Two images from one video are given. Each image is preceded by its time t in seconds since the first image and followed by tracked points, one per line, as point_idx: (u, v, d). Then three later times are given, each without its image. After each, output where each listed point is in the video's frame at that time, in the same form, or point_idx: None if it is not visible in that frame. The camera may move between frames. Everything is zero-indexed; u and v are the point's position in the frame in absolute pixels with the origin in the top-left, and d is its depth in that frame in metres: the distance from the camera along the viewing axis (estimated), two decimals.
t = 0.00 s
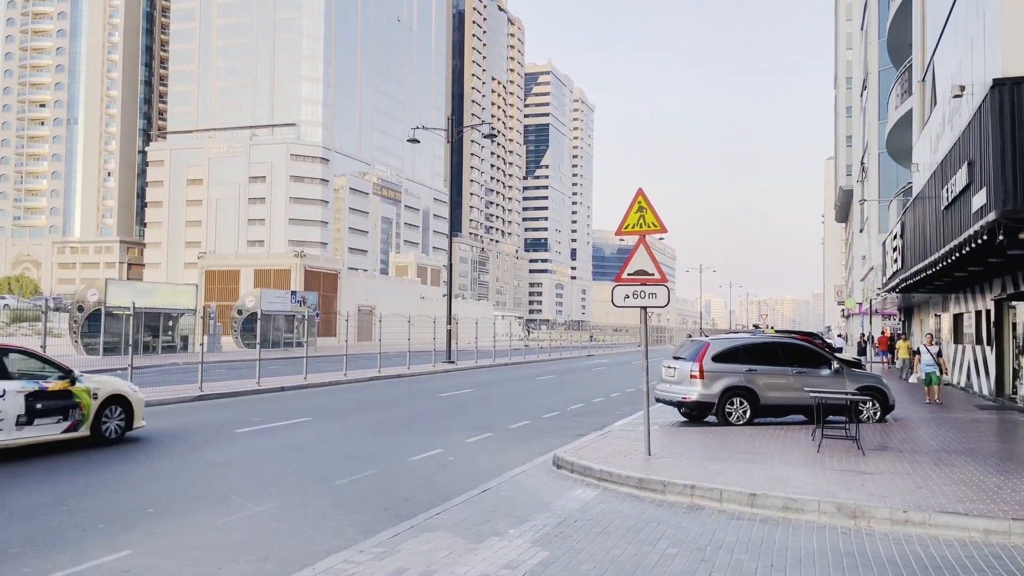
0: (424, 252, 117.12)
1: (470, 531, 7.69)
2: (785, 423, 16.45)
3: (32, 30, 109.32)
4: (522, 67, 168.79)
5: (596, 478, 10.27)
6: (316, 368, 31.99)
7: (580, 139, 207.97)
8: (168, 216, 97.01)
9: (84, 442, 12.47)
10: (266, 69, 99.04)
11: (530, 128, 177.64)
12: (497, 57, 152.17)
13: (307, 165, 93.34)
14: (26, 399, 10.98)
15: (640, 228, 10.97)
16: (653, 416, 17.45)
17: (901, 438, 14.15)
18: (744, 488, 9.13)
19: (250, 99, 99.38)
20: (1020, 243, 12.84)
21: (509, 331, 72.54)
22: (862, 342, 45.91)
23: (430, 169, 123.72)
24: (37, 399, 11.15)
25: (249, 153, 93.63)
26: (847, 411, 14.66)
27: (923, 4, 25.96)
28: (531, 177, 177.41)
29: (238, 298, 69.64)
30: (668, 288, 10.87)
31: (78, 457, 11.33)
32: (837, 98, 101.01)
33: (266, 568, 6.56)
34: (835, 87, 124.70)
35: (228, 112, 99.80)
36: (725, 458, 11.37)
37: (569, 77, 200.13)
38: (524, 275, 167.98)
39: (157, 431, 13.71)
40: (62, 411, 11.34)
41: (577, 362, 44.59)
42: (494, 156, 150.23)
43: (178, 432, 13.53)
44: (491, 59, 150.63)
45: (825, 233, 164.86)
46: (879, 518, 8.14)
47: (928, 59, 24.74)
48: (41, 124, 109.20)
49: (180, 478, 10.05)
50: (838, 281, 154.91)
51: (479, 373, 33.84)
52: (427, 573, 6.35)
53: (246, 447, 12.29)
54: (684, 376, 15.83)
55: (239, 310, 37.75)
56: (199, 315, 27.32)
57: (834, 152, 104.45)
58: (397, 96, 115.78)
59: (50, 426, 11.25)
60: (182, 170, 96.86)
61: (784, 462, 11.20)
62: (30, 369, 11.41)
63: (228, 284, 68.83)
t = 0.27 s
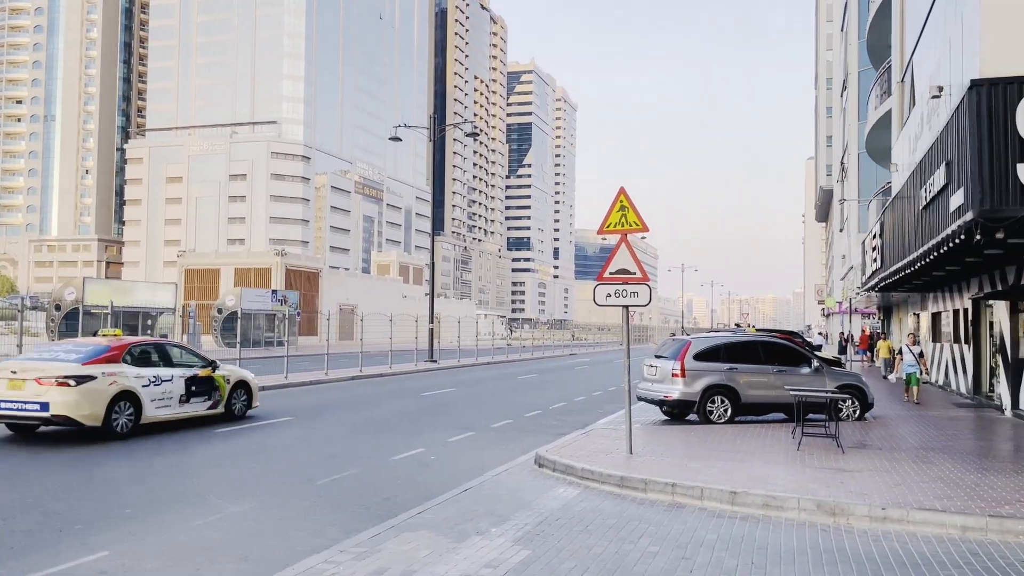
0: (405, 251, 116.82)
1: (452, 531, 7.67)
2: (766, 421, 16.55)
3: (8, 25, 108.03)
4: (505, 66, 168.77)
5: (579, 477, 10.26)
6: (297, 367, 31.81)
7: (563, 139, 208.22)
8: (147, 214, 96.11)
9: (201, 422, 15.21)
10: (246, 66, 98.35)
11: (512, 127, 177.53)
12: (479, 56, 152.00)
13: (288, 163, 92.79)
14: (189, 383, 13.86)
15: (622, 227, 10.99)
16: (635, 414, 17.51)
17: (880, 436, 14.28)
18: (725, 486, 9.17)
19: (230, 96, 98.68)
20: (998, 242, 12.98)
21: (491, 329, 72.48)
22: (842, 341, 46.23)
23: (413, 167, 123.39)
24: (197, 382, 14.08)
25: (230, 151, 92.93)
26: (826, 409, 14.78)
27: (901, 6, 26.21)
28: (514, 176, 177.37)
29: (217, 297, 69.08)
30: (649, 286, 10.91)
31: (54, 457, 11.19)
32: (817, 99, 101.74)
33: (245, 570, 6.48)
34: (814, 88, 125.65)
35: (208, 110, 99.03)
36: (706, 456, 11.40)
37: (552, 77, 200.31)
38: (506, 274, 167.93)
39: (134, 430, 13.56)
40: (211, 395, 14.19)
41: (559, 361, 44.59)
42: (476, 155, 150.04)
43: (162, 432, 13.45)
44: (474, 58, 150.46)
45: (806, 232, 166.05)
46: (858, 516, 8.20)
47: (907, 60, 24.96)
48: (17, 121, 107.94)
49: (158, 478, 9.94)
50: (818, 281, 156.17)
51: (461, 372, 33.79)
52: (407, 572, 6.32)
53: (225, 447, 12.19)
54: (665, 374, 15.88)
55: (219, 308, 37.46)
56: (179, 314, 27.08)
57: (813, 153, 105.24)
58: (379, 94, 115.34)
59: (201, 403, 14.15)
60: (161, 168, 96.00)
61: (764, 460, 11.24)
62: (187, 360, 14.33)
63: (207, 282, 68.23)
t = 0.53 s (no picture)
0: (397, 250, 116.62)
1: (443, 529, 7.64)
2: (756, 420, 16.59)
3: None
4: (496, 64, 168.66)
5: (570, 476, 10.25)
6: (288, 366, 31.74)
7: (554, 138, 208.28)
8: (137, 212, 95.67)
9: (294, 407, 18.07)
10: (236, 64, 97.96)
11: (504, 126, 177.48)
12: (471, 55, 151.85)
13: (279, 162, 92.48)
14: (293, 372, 16.77)
15: (613, 226, 10.97)
16: (627, 413, 17.53)
17: (870, 434, 14.34)
18: (716, 484, 9.18)
19: (220, 95, 98.27)
20: (987, 241, 13.09)
21: (482, 328, 72.42)
22: (833, 340, 46.41)
23: (404, 166, 123.21)
24: (299, 373, 16.98)
25: (220, 150, 92.56)
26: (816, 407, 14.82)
27: (892, 7, 26.31)
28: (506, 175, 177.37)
29: (207, 296, 68.73)
30: (641, 285, 10.90)
31: (42, 457, 11.11)
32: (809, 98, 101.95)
33: (234, 569, 6.45)
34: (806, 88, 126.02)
35: (198, 108, 98.60)
36: (697, 456, 11.41)
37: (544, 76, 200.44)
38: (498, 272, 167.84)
39: (125, 430, 13.48)
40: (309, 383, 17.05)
41: (551, 360, 44.50)
42: (468, 153, 149.89)
43: (157, 431, 13.45)
44: (466, 57, 150.33)
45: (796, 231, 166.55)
46: (849, 514, 8.22)
47: (896, 60, 25.09)
48: (6, 119, 107.28)
49: (147, 478, 9.88)
50: (808, 279, 156.72)
51: (452, 372, 33.75)
52: (398, 573, 6.29)
53: (214, 446, 12.14)
54: (657, 373, 15.88)
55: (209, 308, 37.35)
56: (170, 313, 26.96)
57: (805, 152, 105.51)
58: (370, 93, 115.05)
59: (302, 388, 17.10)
60: (151, 166, 95.56)
61: (754, 459, 11.27)
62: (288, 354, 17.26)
63: (197, 281, 67.90)
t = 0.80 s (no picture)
0: (398, 248, 116.60)
1: (445, 528, 7.64)
2: (758, 419, 16.59)
3: None
4: (497, 63, 168.61)
5: (572, 474, 10.26)
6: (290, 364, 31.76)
7: (556, 137, 208.16)
8: (138, 211, 95.71)
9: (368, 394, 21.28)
10: (238, 63, 97.96)
11: (505, 125, 177.41)
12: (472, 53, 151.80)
13: (279, 161, 92.45)
14: (373, 363, 19.99)
15: (614, 225, 10.97)
16: (629, 412, 17.54)
17: (870, 433, 14.33)
18: (716, 483, 9.16)
19: (221, 94, 98.25)
20: (990, 240, 13.11)
21: (485, 327, 72.38)
22: (834, 338, 46.36)
23: (405, 165, 123.20)
24: (378, 363, 20.25)
25: (222, 149, 92.57)
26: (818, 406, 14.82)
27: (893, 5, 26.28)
28: (507, 174, 177.32)
29: (209, 296, 68.75)
30: (642, 284, 10.91)
31: (46, 456, 11.13)
32: (811, 96, 101.70)
33: (236, 568, 6.45)
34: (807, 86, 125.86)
35: (199, 107, 98.56)
36: (699, 454, 11.40)
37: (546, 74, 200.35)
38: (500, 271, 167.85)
39: (128, 429, 13.49)
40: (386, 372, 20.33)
41: (552, 359, 44.39)
42: (469, 152, 149.87)
43: (163, 431, 13.51)
44: (467, 55, 150.24)
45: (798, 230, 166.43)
46: (850, 512, 8.22)
47: (898, 58, 25.07)
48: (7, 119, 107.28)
49: (148, 476, 9.88)
50: (810, 277, 156.68)
51: (454, 370, 33.71)
52: (400, 571, 6.28)
53: (217, 445, 12.14)
54: (657, 372, 15.86)
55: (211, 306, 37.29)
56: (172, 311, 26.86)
57: (807, 149, 105.27)
58: (371, 92, 115.02)
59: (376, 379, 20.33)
60: (154, 165, 95.61)
61: (756, 457, 11.26)
62: (367, 348, 20.52)
63: (199, 280, 67.93)
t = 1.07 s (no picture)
0: (410, 248, 116.81)
1: (458, 526, 7.69)
2: (771, 417, 16.57)
3: (13, 25, 108.23)
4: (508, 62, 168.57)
5: (583, 473, 10.28)
6: (302, 364, 31.91)
7: (567, 136, 208.10)
8: (152, 212, 96.31)
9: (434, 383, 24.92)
10: (250, 64, 98.41)
11: (516, 124, 177.40)
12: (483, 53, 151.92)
13: (292, 161, 92.85)
14: (443, 355, 23.73)
15: (626, 223, 10.99)
16: (640, 411, 17.57)
17: (885, 432, 14.27)
18: (729, 483, 9.16)
19: (234, 94, 98.69)
20: (1003, 239, 13.08)
21: (496, 326, 72.48)
22: (847, 337, 46.20)
23: (417, 164, 123.49)
24: (446, 357, 23.89)
25: (235, 149, 93.05)
26: (830, 405, 14.77)
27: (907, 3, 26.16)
28: (518, 173, 177.36)
29: (223, 295, 69.18)
30: (654, 283, 10.91)
31: (63, 455, 11.24)
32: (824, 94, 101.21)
33: (250, 566, 6.51)
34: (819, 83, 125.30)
35: (212, 107, 99.06)
36: (711, 453, 11.40)
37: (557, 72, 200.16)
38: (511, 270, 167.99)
39: (143, 428, 13.61)
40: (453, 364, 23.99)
41: (563, 359, 44.32)
42: (480, 152, 150.00)
43: (178, 429, 13.64)
44: (478, 54, 150.32)
45: (811, 228, 165.57)
46: (864, 512, 8.19)
47: (912, 56, 24.96)
48: (24, 120, 108.24)
49: (164, 475, 9.98)
50: (823, 276, 156.02)
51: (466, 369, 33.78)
52: (413, 569, 6.34)
53: (231, 444, 12.22)
54: (670, 370, 15.86)
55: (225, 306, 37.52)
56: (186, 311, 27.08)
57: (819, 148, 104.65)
58: (382, 92, 115.31)
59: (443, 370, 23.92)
60: (167, 165, 96.13)
61: (769, 456, 11.24)
62: (436, 344, 24.18)
63: (213, 280, 68.36)
